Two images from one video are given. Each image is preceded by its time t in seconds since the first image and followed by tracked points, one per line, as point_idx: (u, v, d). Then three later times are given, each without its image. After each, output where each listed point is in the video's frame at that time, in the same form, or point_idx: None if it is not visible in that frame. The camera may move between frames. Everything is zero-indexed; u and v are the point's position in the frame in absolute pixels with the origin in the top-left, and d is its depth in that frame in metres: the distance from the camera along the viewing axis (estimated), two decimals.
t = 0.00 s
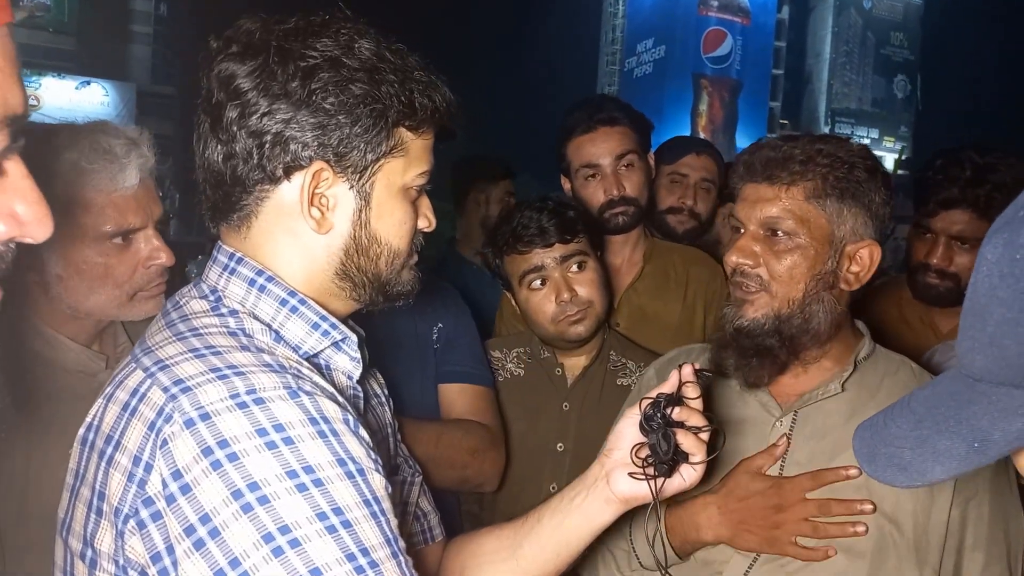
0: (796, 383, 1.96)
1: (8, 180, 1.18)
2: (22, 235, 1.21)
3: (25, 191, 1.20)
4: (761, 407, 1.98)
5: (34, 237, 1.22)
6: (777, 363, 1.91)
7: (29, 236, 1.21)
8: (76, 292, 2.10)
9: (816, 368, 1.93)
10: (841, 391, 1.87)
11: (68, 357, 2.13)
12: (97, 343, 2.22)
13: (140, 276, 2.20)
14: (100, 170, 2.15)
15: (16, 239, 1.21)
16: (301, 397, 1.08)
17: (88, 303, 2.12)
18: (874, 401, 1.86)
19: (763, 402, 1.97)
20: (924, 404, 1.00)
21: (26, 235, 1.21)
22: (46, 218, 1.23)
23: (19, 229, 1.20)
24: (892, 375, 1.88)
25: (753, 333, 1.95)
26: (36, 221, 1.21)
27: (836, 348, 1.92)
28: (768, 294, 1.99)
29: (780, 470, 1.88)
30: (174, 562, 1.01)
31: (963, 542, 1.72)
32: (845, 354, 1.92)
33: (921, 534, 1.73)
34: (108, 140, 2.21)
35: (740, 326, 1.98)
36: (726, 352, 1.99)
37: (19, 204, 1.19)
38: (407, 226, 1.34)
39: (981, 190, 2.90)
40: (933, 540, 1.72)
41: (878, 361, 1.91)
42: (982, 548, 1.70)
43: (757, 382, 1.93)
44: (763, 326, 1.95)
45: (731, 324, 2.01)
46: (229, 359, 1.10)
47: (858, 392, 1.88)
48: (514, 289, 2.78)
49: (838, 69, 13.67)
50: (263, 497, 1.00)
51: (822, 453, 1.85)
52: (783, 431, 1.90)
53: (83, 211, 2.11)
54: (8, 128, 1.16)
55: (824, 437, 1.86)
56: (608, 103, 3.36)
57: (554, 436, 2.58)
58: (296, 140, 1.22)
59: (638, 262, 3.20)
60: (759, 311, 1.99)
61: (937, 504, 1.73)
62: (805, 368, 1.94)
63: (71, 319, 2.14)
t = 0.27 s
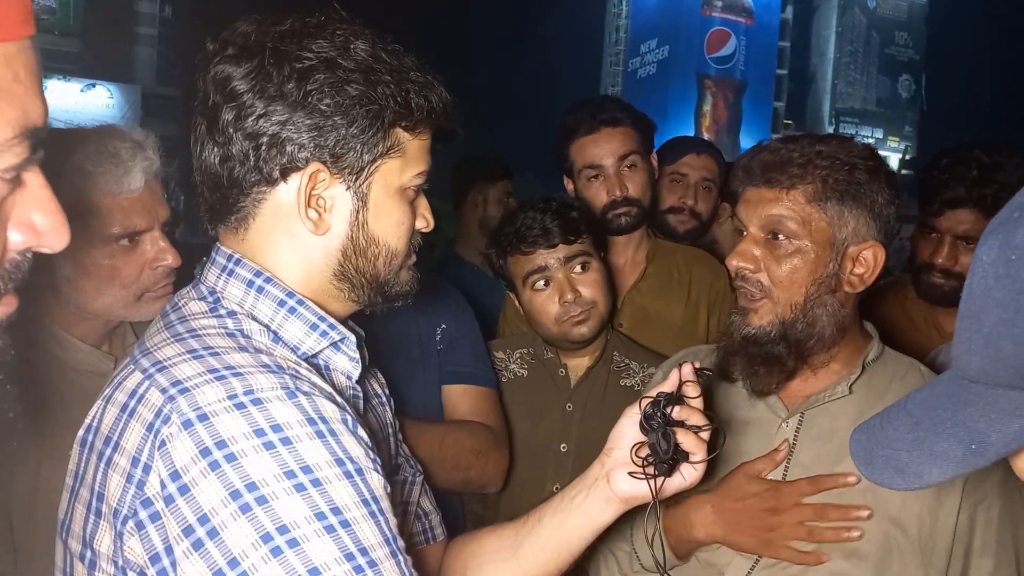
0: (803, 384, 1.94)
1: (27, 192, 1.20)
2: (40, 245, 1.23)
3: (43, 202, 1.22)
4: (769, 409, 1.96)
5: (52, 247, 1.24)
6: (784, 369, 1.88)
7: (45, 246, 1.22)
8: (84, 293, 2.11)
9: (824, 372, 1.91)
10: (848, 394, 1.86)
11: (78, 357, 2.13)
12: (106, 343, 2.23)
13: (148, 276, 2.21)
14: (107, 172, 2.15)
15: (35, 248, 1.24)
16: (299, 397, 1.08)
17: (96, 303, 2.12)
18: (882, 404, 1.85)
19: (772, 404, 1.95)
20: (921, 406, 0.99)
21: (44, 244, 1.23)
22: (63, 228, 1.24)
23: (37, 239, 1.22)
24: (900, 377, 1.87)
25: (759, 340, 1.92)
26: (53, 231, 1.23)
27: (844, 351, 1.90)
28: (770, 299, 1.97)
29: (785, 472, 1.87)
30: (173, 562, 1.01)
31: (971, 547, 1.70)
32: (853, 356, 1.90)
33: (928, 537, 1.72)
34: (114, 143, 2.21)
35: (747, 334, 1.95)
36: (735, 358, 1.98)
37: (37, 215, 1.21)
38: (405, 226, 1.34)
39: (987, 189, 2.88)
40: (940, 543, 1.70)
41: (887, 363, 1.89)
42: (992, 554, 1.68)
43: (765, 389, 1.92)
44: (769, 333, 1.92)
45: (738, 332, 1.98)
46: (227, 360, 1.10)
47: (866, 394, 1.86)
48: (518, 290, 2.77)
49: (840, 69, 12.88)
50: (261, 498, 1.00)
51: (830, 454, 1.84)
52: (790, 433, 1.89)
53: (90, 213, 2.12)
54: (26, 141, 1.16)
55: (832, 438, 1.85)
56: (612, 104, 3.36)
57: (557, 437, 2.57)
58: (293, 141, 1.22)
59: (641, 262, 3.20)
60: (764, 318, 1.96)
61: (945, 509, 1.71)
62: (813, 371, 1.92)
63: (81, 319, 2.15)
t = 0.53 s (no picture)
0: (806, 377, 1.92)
1: (21, 191, 1.17)
2: (33, 244, 1.21)
3: (36, 201, 1.20)
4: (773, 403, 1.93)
5: (45, 245, 1.23)
6: (781, 372, 1.88)
7: (39, 244, 1.22)
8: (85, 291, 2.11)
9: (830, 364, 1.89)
10: (854, 386, 1.85)
11: (80, 355, 2.12)
12: (108, 340, 2.24)
13: (146, 274, 2.21)
14: (106, 170, 2.14)
15: (28, 247, 1.22)
16: (293, 395, 1.07)
17: (97, 301, 2.13)
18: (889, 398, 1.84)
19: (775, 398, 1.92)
20: (918, 407, 0.99)
21: (37, 243, 1.22)
22: (56, 226, 1.23)
23: (31, 238, 1.20)
24: (907, 373, 1.86)
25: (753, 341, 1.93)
26: (48, 230, 1.22)
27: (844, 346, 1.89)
28: (765, 301, 1.98)
29: (787, 466, 1.84)
30: (167, 562, 1.00)
31: (975, 545, 1.72)
32: (858, 351, 1.89)
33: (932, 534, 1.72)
34: (113, 141, 2.20)
35: (741, 335, 1.97)
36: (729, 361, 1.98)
37: (31, 214, 1.19)
38: (400, 223, 1.33)
39: (988, 186, 2.88)
40: (944, 540, 1.71)
41: (894, 358, 1.89)
42: (994, 551, 1.71)
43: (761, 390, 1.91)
44: (763, 334, 1.93)
45: (732, 333, 2.00)
46: (221, 358, 1.09)
47: (873, 388, 1.85)
48: (517, 287, 2.77)
49: (837, 68, 12.43)
50: (256, 497, 0.99)
51: (833, 448, 1.82)
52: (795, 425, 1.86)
53: (89, 211, 2.11)
54: (20, 140, 1.15)
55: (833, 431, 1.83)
56: (611, 101, 3.35)
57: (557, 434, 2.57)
58: (287, 137, 1.21)
59: (640, 260, 3.18)
60: (759, 319, 1.97)
61: (948, 507, 1.71)
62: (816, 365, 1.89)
63: (82, 317, 2.15)
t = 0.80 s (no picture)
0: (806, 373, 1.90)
1: (6, 178, 1.08)
2: (22, 235, 1.10)
3: (25, 189, 1.10)
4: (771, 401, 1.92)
5: (36, 237, 1.12)
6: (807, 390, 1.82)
7: (30, 235, 1.10)
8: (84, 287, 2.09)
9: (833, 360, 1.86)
10: (856, 382, 1.82)
11: (79, 351, 2.10)
12: (110, 335, 2.20)
13: (147, 270, 2.18)
14: (106, 166, 2.13)
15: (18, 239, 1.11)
16: (295, 393, 1.06)
17: (96, 296, 2.10)
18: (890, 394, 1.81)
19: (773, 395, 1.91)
20: (926, 409, 0.99)
21: (26, 234, 1.10)
22: (47, 217, 1.12)
23: (19, 228, 1.09)
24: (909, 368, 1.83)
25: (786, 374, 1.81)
26: (37, 219, 1.11)
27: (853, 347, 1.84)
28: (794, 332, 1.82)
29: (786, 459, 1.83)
30: (169, 561, 0.99)
31: (978, 541, 1.67)
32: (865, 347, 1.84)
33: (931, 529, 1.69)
34: (114, 137, 2.21)
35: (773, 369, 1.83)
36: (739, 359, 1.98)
37: (19, 203, 1.09)
38: (402, 219, 1.32)
39: (992, 183, 2.87)
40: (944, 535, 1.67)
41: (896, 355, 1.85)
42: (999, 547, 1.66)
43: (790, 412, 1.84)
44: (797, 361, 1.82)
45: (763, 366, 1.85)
46: (222, 355, 1.08)
47: (874, 384, 1.82)
48: (520, 285, 2.76)
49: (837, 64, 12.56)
50: (258, 496, 0.98)
51: (831, 444, 1.81)
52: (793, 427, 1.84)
53: (90, 207, 2.10)
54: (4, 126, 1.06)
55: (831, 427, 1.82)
56: (613, 98, 3.33)
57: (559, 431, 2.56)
58: (288, 133, 1.20)
59: (642, 257, 3.18)
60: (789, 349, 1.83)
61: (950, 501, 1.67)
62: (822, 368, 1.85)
63: (83, 313, 2.12)
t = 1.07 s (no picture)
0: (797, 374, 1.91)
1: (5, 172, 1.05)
2: (23, 230, 1.07)
3: (24, 182, 1.07)
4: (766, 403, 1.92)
5: (37, 232, 1.09)
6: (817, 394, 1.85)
7: (30, 230, 1.07)
8: (86, 286, 2.09)
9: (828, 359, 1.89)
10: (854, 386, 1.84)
11: (81, 349, 2.11)
12: (110, 333, 2.20)
13: (146, 268, 2.18)
14: (104, 163, 2.13)
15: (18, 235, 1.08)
16: (300, 393, 1.05)
17: (96, 294, 2.10)
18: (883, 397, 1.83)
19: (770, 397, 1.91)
20: (937, 408, 0.97)
21: (28, 229, 1.07)
22: (48, 210, 1.09)
23: (20, 223, 1.06)
24: (900, 366, 1.85)
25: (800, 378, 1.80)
26: (37, 213, 1.08)
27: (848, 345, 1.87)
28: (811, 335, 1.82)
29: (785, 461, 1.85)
30: (172, 562, 0.99)
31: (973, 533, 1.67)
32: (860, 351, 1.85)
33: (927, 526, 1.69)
34: (113, 135, 2.20)
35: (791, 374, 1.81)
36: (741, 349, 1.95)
37: (19, 196, 1.06)
38: (408, 218, 1.32)
39: (1002, 180, 2.85)
40: (941, 530, 1.67)
41: (885, 353, 1.87)
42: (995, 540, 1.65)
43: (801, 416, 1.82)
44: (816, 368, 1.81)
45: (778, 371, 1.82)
46: (226, 354, 1.07)
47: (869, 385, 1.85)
48: (524, 282, 2.75)
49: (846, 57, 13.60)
50: (262, 496, 0.97)
51: (829, 443, 1.83)
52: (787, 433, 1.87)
53: (89, 205, 2.10)
54: None
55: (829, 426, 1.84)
56: (618, 94, 3.31)
57: (563, 430, 2.56)
58: (294, 130, 1.19)
59: (646, 255, 3.17)
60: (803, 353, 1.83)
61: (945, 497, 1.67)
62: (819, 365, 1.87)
63: (83, 310, 2.12)
